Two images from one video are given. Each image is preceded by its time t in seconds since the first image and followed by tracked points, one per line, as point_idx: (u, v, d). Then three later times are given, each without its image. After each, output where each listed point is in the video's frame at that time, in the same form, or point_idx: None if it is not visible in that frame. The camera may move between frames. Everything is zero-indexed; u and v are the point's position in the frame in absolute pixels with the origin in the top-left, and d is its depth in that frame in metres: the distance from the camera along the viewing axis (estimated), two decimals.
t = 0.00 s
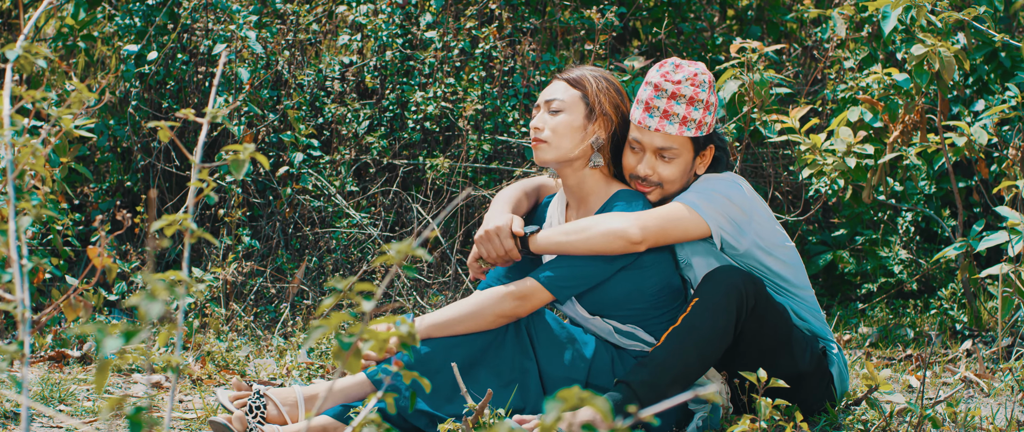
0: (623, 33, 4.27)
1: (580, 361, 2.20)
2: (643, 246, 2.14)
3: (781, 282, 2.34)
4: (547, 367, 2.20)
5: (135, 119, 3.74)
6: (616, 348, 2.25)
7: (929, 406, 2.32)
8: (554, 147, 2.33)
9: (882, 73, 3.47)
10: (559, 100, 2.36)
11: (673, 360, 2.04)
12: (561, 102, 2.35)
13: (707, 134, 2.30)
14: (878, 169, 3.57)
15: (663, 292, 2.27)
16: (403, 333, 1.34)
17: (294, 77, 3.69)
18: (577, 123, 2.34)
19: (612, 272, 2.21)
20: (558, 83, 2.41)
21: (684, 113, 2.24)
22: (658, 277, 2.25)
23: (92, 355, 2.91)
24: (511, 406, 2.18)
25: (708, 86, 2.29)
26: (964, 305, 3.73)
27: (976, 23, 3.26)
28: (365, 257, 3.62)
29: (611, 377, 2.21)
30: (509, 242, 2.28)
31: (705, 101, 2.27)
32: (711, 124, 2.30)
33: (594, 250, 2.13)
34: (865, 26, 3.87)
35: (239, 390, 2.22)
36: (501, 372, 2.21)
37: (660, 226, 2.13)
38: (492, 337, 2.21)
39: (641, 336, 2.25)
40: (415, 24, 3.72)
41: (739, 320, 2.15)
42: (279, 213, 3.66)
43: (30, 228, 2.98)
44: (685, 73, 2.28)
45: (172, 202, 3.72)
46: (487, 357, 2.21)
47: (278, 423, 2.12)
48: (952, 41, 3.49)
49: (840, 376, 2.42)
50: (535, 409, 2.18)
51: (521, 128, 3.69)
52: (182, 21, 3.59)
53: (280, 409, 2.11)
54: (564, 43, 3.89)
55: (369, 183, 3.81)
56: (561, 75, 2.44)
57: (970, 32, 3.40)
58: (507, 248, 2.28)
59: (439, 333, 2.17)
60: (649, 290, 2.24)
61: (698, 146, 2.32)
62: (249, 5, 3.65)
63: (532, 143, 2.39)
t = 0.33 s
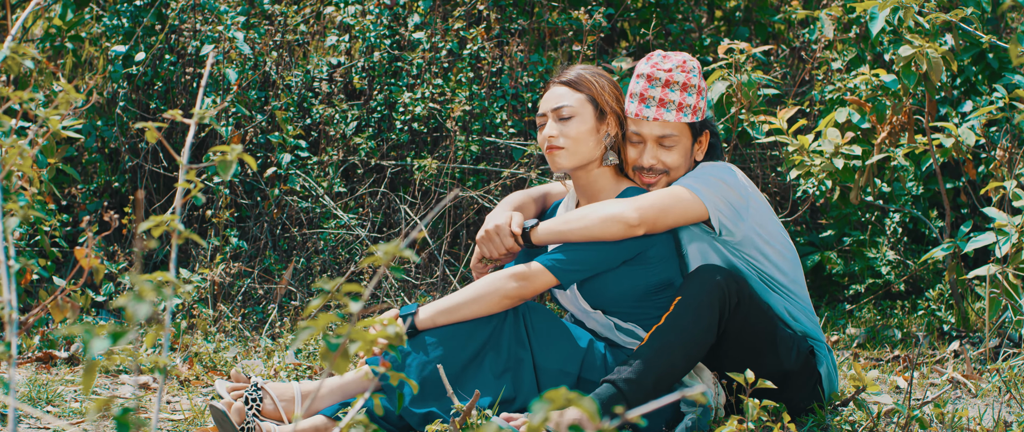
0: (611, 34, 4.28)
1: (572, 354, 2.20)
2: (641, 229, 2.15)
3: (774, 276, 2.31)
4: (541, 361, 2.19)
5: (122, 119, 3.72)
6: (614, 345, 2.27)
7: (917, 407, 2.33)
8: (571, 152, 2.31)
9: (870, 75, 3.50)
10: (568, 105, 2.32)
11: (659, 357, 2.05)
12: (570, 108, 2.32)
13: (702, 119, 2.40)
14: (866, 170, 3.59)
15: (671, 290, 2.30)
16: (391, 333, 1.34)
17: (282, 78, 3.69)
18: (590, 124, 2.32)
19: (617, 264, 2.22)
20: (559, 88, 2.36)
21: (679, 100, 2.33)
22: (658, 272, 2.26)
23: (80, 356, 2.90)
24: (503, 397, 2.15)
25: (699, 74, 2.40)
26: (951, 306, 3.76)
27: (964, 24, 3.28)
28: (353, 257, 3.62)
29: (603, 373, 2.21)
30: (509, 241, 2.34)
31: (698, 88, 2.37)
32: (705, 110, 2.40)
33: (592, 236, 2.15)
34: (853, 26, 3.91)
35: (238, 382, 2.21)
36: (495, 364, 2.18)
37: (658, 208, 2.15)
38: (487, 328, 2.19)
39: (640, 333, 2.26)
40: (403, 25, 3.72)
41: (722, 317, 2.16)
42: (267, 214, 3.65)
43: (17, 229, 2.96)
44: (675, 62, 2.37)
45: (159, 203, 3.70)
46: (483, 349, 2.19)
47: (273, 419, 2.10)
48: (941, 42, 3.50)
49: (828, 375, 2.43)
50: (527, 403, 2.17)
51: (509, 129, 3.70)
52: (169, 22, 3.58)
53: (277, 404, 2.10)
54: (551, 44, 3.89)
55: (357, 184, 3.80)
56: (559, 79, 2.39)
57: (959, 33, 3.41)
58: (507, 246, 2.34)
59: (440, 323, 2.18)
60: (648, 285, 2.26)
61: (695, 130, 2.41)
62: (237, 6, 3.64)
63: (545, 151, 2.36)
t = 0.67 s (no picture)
0: (597, 36, 4.30)
1: (555, 358, 2.20)
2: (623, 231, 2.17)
3: (761, 278, 2.35)
4: (524, 364, 2.20)
5: (107, 121, 3.70)
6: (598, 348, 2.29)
7: (903, 408, 2.35)
8: (555, 158, 2.34)
9: (855, 77, 3.52)
10: (553, 110, 2.33)
11: (646, 363, 2.06)
12: (556, 114, 2.33)
13: (687, 118, 2.32)
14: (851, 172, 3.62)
15: (655, 292, 2.30)
16: (376, 335, 1.34)
17: (268, 79, 3.69)
18: (575, 128, 2.33)
19: (594, 263, 2.23)
20: (545, 92, 2.37)
21: (656, 102, 2.27)
22: (643, 274, 2.28)
23: (65, 358, 2.88)
24: (488, 400, 2.16)
25: (675, 71, 2.33)
26: (936, 308, 3.79)
27: (949, 26, 3.31)
28: (338, 259, 3.61)
29: (587, 376, 2.21)
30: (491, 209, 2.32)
31: (675, 87, 2.30)
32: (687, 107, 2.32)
33: (569, 224, 2.17)
34: (839, 28, 3.89)
35: (219, 383, 2.22)
36: (478, 367, 2.19)
37: (643, 213, 2.16)
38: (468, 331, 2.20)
39: (624, 337, 2.27)
40: (388, 27, 3.72)
41: (712, 323, 2.17)
42: (252, 216, 3.64)
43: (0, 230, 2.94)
44: (648, 65, 2.31)
45: (144, 205, 3.69)
46: (466, 352, 2.20)
47: (254, 421, 2.10)
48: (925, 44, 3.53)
49: (814, 377, 2.44)
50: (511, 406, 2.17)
51: (494, 130, 3.70)
52: (155, 23, 3.57)
53: (257, 407, 2.09)
54: (537, 46, 3.87)
55: (342, 186, 3.80)
56: (544, 82, 2.40)
57: (944, 35, 3.44)
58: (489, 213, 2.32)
59: (423, 324, 2.18)
60: (632, 289, 2.27)
61: (680, 130, 2.33)
62: (222, 8, 3.63)
63: (530, 155, 2.38)
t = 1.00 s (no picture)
0: (582, 36, 4.31)
1: (544, 356, 2.21)
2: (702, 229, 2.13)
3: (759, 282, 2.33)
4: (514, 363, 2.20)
5: (93, 121, 3.69)
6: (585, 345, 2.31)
7: (889, 407, 2.37)
8: (549, 158, 2.35)
9: (840, 77, 3.55)
10: (544, 110, 2.33)
11: (633, 362, 2.07)
12: (548, 114, 2.33)
13: (711, 110, 2.23)
14: (836, 172, 3.65)
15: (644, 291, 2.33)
16: (361, 335, 1.35)
17: (253, 79, 3.68)
18: (567, 127, 2.34)
19: (585, 260, 2.24)
20: (535, 91, 2.37)
21: (679, 85, 2.21)
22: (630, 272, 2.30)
23: (50, 358, 2.87)
24: (475, 397, 2.17)
25: (716, 61, 2.24)
26: (921, 307, 3.82)
27: (934, 26, 3.34)
28: (324, 259, 3.60)
29: (575, 375, 2.23)
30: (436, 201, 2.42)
31: (705, 76, 2.23)
32: (716, 101, 2.23)
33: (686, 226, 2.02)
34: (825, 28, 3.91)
35: (211, 377, 2.22)
36: (468, 364, 2.19)
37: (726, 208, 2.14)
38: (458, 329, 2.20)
39: (611, 335, 2.29)
40: (374, 26, 3.72)
41: (699, 323, 2.18)
42: (238, 216, 3.63)
43: None
44: (692, 46, 2.26)
45: (130, 205, 3.67)
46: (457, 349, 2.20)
47: (244, 417, 2.10)
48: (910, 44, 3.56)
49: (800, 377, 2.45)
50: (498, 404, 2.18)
51: (480, 130, 3.70)
52: (140, 23, 3.56)
53: (249, 404, 2.09)
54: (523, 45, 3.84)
55: (328, 185, 3.79)
56: (534, 81, 2.40)
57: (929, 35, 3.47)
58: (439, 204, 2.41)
59: (414, 321, 2.17)
60: (621, 287, 2.29)
61: (703, 119, 2.23)
62: (207, 7, 3.62)
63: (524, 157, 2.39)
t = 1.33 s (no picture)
0: (570, 35, 4.33)
1: (530, 357, 2.21)
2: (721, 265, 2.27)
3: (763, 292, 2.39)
4: (499, 364, 2.20)
5: (80, 120, 3.67)
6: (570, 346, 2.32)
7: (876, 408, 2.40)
8: (533, 159, 2.36)
9: (827, 76, 3.53)
10: (530, 110, 2.35)
11: (631, 366, 2.07)
12: (533, 114, 2.34)
13: (762, 143, 2.27)
14: (823, 171, 3.68)
15: (629, 293, 2.35)
16: (348, 334, 1.35)
17: (240, 78, 3.66)
18: (552, 128, 2.35)
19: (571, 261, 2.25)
20: (523, 91, 2.38)
21: (737, 112, 2.23)
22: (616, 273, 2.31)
23: (37, 358, 2.85)
24: (461, 398, 2.17)
25: (780, 99, 2.24)
26: (908, 307, 3.86)
27: (921, 26, 3.37)
28: (311, 258, 3.59)
29: (561, 376, 2.23)
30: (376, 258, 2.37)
31: (765, 112, 2.24)
32: (769, 135, 2.26)
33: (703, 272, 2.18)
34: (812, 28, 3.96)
35: (194, 380, 2.21)
36: (453, 365, 2.19)
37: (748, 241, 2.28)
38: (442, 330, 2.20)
39: (595, 336, 2.31)
40: (361, 26, 3.72)
41: (698, 329, 2.20)
42: (225, 215, 3.62)
43: None
44: (761, 78, 2.26)
45: (117, 204, 3.65)
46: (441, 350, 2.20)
47: (228, 419, 2.09)
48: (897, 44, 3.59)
49: (792, 383, 2.49)
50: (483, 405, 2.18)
51: (467, 130, 3.71)
52: (127, 22, 3.54)
53: (232, 405, 2.08)
54: (510, 44, 3.84)
55: (315, 185, 3.79)
56: (523, 79, 2.40)
57: (916, 35, 3.50)
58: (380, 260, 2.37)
59: (399, 322, 2.17)
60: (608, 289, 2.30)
61: (752, 149, 2.28)
62: (195, 6, 3.61)
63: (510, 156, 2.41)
